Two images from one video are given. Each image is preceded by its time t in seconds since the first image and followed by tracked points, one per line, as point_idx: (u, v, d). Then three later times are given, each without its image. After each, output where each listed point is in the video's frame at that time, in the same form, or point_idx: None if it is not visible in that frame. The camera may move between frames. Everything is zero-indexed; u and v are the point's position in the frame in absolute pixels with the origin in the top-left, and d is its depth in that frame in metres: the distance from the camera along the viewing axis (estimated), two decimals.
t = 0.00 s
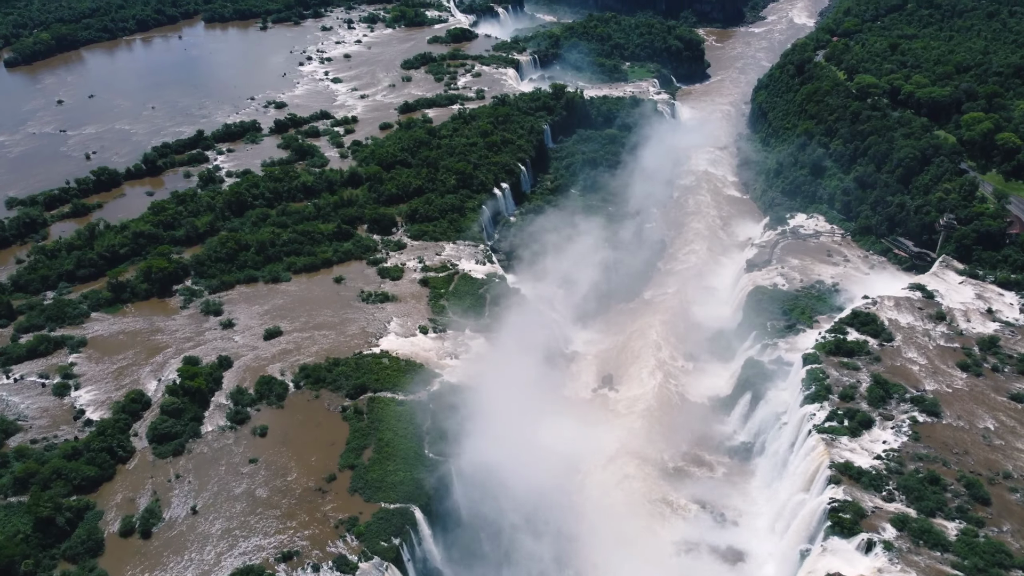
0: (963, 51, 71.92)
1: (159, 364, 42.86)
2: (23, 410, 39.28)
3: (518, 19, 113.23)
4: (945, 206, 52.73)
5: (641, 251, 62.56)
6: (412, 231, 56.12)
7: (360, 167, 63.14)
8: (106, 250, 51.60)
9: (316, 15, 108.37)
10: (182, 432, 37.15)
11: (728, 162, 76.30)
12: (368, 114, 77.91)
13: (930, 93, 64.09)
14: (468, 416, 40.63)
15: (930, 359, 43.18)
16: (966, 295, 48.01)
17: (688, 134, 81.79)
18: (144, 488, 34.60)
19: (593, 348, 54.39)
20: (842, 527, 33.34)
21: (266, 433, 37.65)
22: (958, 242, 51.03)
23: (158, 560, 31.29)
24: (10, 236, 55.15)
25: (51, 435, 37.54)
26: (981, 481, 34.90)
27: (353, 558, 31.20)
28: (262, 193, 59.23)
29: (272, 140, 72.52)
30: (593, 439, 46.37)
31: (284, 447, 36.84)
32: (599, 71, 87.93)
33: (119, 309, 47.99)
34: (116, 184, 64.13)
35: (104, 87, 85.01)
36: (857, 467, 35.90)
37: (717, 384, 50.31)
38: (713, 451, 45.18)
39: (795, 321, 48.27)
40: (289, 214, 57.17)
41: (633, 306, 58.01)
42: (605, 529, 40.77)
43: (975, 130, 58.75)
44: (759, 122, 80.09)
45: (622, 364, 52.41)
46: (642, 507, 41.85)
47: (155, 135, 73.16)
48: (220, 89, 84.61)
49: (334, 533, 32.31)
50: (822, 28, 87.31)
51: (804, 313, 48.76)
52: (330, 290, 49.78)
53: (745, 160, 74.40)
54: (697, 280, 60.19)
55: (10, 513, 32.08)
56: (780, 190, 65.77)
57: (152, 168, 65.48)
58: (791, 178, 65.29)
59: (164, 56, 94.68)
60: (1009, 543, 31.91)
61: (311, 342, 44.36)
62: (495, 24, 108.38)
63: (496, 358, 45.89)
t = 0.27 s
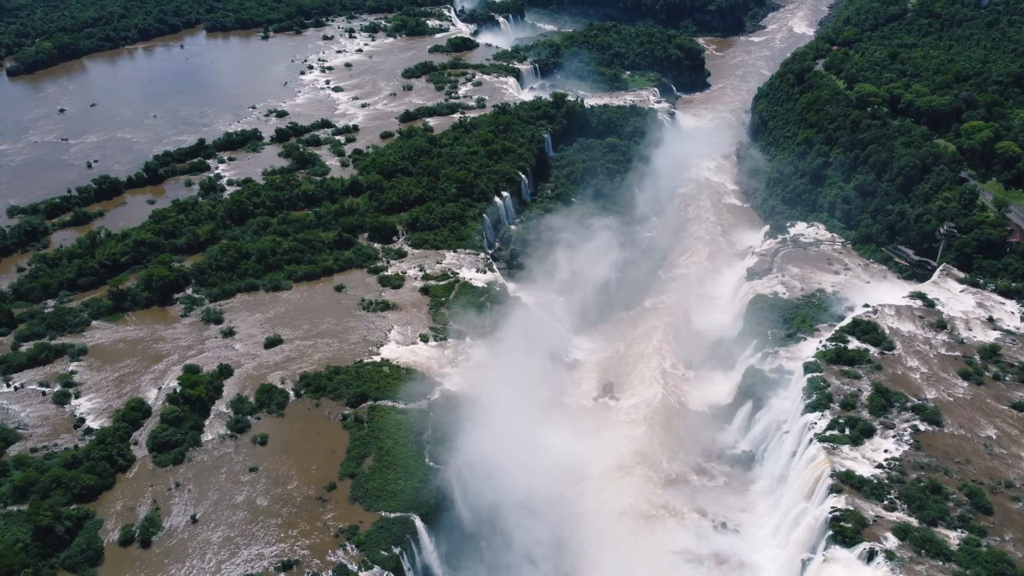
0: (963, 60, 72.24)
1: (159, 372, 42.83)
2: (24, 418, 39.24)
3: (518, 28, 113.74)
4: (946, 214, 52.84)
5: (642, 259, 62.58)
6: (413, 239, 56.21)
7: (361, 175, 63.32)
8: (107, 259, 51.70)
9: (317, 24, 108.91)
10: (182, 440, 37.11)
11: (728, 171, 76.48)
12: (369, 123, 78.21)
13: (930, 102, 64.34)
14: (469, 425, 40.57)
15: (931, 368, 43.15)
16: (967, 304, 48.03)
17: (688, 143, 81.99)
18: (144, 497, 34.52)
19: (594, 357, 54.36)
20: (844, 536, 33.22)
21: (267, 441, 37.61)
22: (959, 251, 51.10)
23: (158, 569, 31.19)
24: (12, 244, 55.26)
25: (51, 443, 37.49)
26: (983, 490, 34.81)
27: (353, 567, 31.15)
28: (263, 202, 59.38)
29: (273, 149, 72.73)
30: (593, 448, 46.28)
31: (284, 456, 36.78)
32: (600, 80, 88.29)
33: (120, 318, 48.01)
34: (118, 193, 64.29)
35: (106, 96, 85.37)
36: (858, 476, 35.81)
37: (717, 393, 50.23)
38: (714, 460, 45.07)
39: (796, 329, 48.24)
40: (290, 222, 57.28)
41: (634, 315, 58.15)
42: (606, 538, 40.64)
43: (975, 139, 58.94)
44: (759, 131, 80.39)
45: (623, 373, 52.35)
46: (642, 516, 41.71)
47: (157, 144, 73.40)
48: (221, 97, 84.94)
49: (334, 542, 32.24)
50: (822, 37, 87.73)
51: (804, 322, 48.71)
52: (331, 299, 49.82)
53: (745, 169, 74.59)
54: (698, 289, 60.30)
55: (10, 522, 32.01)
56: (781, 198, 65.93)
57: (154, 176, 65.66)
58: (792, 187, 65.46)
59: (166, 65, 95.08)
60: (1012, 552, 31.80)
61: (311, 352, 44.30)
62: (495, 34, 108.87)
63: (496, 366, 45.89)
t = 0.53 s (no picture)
0: (962, 68, 72.54)
1: (159, 380, 42.79)
2: (23, 426, 39.20)
3: (518, 37, 114.28)
4: (945, 223, 52.93)
5: (642, 267, 62.53)
6: (413, 247, 56.30)
7: (361, 183, 63.49)
8: (107, 266, 51.76)
9: (318, 33, 109.44)
10: (182, 448, 37.05)
11: (728, 179, 76.62)
12: (370, 131, 78.46)
13: (929, 111, 64.59)
14: (469, 432, 40.55)
15: (931, 376, 43.14)
16: (967, 312, 48.05)
17: (688, 152, 82.23)
18: (143, 505, 34.44)
19: (594, 365, 54.31)
20: (845, 545, 33.12)
21: (266, 449, 37.57)
22: (959, 259, 51.17)
23: None
24: (12, 252, 55.35)
25: (50, 451, 37.44)
26: (985, 499, 34.73)
27: None
28: (264, 209, 59.49)
29: (274, 157, 72.92)
30: (593, 456, 46.19)
31: (284, 464, 36.73)
32: (600, 88, 88.63)
33: (120, 325, 48.01)
34: (119, 201, 64.43)
35: (108, 104, 85.69)
36: (859, 485, 35.74)
37: (718, 401, 50.13)
38: (714, 468, 44.98)
39: (796, 337, 48.21)
40: (290, 230, 57.38)
41: (633, 323, 58.20)
42: (605, 547, 40.57)
43: (974, 147, 59.11)
44: (758, 139, 80.67)
45: (623, 381, 52.30)
46: (642, 525, 41.61)
47: (158, 152, 73.63)
48: (222, 106, 85.24)
49: (334, 551, 32.19)
50: (822, 46, 88.12)
51: (805, 330, 48.68)
52: (331, 306, 49.85)
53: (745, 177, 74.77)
54: (697, 297, 60.36)
55: (8, 530, 31.93)
56: (781, 206, 66.06)
57: (155, 184, 65.83)
58: (792, 195, 65.62)
59: (167, 74, 95.47)
60: (1014, 561, 31.71)
61: (311, 360, 44.27)
62: (495, 42, 109.53)
63: (496, 374, 45.87)
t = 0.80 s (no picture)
0: (961, 77, 72.80)
1: (159, 388, 42.73)
2: (22, 434, 39.14)
3: (518, 46, 114.63)
4: (945, 231, 53.03)
5: (642, 275, 62.57)
6: (414, 255, 56.35)
7: (362, 191, 63.59)
8: (108, 274, 51.80)
9: (319, 41, 109.91)
10: (181, 456, 36.97)
11: (728, 187, 76.73)
12: (370, 139, 78.65)
13: (928, 119, 64.83)
14: (469, 439, 40.50)
15: (932, 384, 43.09)
16: (967, 320, 48.06)
17: (688, 160, 82.42)
18: (142, 513, 34.34)
19: (594, 373, 54.30)
20: (846, 554, 33.01)
21: (266, 457, 37.49)
22: (959, 267, 51.23)
23: None
24: (12, 259, 55.40)
25: (49, 459, 37.38)
26: (986, 507, 34.64)
27: None
28: (264, 217, 59.57)
29: (274, 165, 73.04)
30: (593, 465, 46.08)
31: (283, 472, 36.62)
32: (599, 97, 88.89)
33: (119, 332, 47.97)
34: (119, 208, 64.53)
35: (109, 112, 85.95)
36: (860, 493, 35.64)
37: (719, 408, 50.08)
38: (716, 476, 44.91)
39: (797, 345, 48.21)
40: (290, 238, 57.45)
41: (634, 331, 58.23)
42: (605, 555, 40.43)
43: (974, 155, 59.27)
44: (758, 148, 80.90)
45: (624, 389, 52.24)
46: (641, 533, 41.50)
47: (158, 159, 73.81)
48: (223, 114, 85.48)
49: (333, 559, 32.08)
50: (821, 55, 88.48)
51: (805, 338, 48.69)
52: (331, 314, 49.84)
53: (745, 186, 74.91)
54: (698, 304, 60.39)
55: (7, 538, 31.83)
56: (781, 215, 66.17)
57: (155, 192, 65.96)
58: (792, 203, 65.75)
59: (168, 82, 95.80)
60: (1016, 570, 31.58)
61: (311, 367, 44.21)
62: (495, 50, 109.99)
63: (496, 382, 45.77)
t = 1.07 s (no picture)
0: (961, 85, 73.04)
1: (158, 396, 42.69)
2: (22, 441, 39.09)
3: (519, 55, 115.02)
4: (945, 239, 53.12)
5: (642, 283, 62.61)
6: (414, 263, 56.41)
7: (362, 199, 63.69)
8: (108, 281, 51.83)
9: (319, 50, 110.37)
10: (180, 464, 36.91)
11: (728, 195, 76.88)
12: (370, 147, 78.85)
13: (928, 127, 65.05)
14: (469, 447, 40.41)
15: (933, 392, 43.06)
16: (968, 327, 48.07)
17: (688, 168, 82.59)
18: (141, 521, 34.25)
19: (594, 381, 54.23)
20: (848, 562, 32.88)
21: (265, 465, 37.42)
22: (959, 275, 51.29)
23: None
24: (13, 267, 55.46)
25: (49, 467, 37.31)
26: (987, 515, 34.56)
27: None
28: (264, 225, 59.65)
29: (275, 173, 73.17)
30: (593, 473, 45.93)
31: (282, 481, 36.54)
32: (600, 105, 89.17)
33: (119, 340, 47.96)
34: (120, 216, 64.64)
35: (110, 120, 86.19)
36: (861, 501, 35.56)
37: (719, 417, 50.00)
38: (716, 484, 44.79)
39: (797, 353, 48.20)
40: (291, 245, 57.53)
41: (634, 339, 58.19)
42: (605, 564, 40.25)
43: (973, 163, 59.43)
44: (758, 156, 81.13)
45: (624, 397, 52.16)
46: (641, 542, 41.31)
47: (159, 167, 73.98)
48: (224, 122, 85.74)
49: (332, 568, 31.98)
50: (821, 63, 88.83)
51: (805, 346, 48.68)
52: (331, 321, 49.85)
53: (744, 193, 75.05)
54: (698, 312, 60.39)
55: (5, 546, 31.74)
56: (781, 222, 66.27)
57: (156, 200, 66.09)
58: (791, 211, 65.87)
59: (169, 90, 96.14)
60: None
61: (311, 375, 44.17)
62: (496, 59, 110.52)
63: (496, 390, 45.71)
